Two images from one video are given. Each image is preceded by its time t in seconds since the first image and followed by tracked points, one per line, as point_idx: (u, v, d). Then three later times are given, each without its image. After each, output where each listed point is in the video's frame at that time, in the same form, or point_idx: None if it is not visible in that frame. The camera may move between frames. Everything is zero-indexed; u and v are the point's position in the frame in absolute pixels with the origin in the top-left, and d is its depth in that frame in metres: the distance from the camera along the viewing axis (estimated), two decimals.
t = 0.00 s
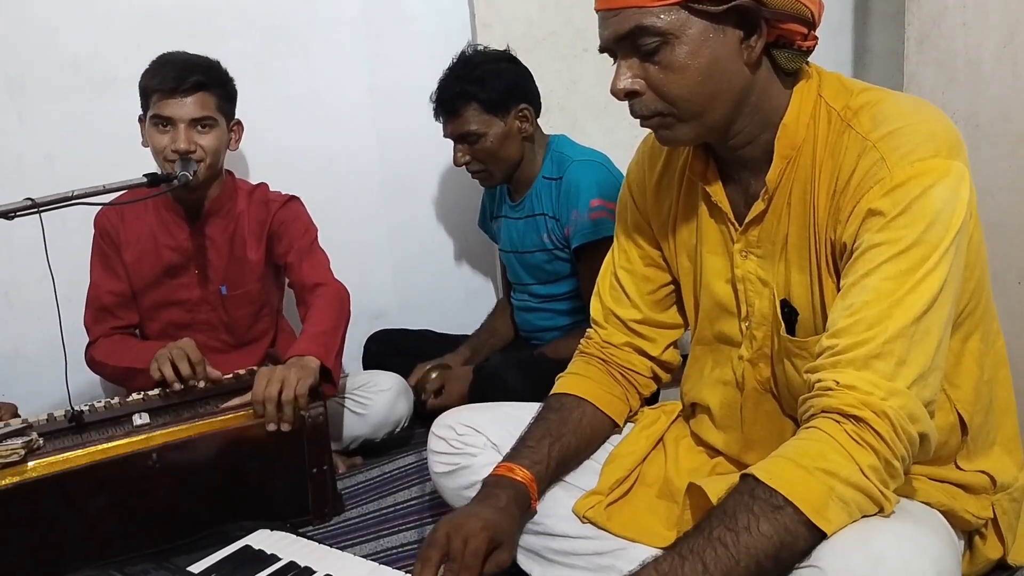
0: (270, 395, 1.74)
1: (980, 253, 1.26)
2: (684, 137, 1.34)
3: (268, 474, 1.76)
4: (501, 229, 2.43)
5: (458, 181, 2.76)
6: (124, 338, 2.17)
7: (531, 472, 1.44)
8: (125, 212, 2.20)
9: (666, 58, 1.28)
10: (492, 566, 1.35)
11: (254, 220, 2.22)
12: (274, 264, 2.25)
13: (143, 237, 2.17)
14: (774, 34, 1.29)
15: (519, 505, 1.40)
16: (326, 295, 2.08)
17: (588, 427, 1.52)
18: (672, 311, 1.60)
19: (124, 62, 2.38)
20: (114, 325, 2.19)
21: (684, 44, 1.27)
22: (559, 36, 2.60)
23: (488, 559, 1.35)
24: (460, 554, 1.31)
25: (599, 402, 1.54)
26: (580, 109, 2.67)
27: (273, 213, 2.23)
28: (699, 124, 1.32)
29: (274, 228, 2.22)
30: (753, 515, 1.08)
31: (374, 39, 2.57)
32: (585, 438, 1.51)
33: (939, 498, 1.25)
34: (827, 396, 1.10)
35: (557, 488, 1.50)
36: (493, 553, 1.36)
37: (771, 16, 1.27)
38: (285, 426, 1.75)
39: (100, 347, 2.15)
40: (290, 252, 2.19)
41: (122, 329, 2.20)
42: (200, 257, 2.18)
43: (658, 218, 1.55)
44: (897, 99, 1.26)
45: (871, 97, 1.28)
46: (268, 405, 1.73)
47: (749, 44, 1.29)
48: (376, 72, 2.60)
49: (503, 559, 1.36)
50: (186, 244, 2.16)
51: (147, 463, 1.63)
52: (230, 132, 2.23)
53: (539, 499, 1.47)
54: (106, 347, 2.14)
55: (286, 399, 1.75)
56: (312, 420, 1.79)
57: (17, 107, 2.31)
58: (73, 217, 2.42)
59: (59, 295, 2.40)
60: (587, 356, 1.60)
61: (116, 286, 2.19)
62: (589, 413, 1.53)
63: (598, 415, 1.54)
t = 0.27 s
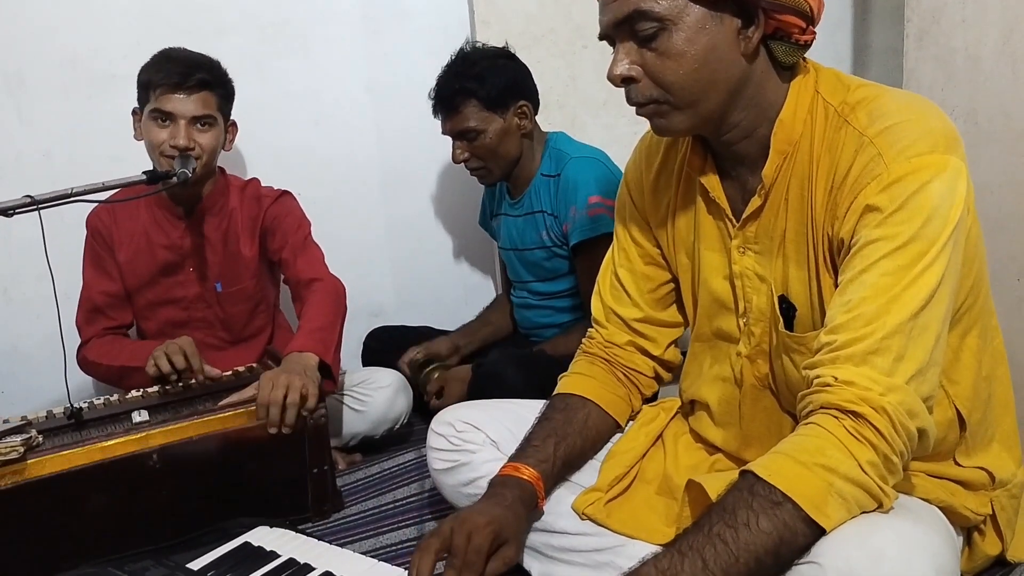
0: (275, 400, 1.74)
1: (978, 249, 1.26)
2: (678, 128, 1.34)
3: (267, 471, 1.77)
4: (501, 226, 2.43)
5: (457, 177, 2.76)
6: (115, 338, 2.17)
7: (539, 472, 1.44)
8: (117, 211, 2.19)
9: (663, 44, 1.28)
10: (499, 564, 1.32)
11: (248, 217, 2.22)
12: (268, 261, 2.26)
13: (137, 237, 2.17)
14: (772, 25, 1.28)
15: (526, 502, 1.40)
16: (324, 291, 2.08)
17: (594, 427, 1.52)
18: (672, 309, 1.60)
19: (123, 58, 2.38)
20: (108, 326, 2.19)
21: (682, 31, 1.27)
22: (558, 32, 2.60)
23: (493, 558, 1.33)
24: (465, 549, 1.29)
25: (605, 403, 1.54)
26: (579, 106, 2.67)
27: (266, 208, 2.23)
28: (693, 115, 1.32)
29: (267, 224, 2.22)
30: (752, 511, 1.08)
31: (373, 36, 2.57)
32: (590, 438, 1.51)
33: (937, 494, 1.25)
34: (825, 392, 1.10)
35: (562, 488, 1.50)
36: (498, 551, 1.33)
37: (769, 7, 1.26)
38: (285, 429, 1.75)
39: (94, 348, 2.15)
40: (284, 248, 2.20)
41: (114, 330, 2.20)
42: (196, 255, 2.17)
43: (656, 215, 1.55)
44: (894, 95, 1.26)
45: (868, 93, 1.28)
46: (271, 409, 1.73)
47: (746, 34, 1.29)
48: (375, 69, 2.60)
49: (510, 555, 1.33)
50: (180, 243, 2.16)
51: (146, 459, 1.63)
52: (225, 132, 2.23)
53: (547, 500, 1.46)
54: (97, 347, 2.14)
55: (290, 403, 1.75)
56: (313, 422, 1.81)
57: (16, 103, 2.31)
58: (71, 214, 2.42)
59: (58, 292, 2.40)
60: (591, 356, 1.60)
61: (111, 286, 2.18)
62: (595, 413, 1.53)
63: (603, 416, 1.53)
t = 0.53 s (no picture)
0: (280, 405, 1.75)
1: (977, 246, 1.26)
2: (674, 125, 1.34)
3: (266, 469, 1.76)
4: (500, 224, 2.43)
5: (457, 175, 2.75)
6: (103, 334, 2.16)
7: (538, 471, 1.43)
8: (117, 208, 2.19)
9: (657, 43, 1.28)
10: (499, 563, 1.32)
11: (249, 215, 2.22)
12: (269, 259, 2.26)
13: (137, 235, 2.17)
14: (766, 23, 1.27)
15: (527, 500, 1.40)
16: (319, 289, 2.08)
17: (595, 427, 1.52)
18: (672, 308, 1.60)
19: (122, 56, 2.38)
20: (91, 320, 2.18)
21: (675, 29, 1.27)
22: (557, 30, 2.59)
23: (494, 557, 1.32)
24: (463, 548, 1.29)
25: (605, 401, 1.54)
26: (579, 104, 2.67)
27: (266, 206, 2.23)
28: (688, 113, 1.32)
29: (268, 222, 2.22)
30: (751, 508, 1.08)
31: (373, 34, 2.57)
32: (591, 436, 1.51)
33: (936, 491, 1.25)
34: (824, 389, 1.10)
35: (563, 487, 1.50)
36: (499, 550, 1.33)
37: (762, 5, 1.25)
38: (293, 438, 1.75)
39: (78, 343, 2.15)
40: (283, 245, 2.19)
41: (101, 326, 2.19)
42: (196, 253, 2.18)
43: (655, 214, 1.55)
44: (892, 93, 1.26)
45: (867, 91, 1.28)
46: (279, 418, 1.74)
47: (740, 32, 1.29)
48: (374, 67, 2.60)
49: (511, 554, 1.32)
50: (181, 240, 2.16)
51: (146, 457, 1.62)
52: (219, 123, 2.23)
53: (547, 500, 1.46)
54: (84, 341, 2.14)
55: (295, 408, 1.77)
56: (320, 430, 1.82)
57: (14, 101, 2.31)
58: (71, 212, 2.42)
59: (56, 290, 2.40)
60: (592, 355, 1.60)
61: (102, 283, 2.19)
62: (596, 413, 1.53)
63: (604, 416, 1.53)
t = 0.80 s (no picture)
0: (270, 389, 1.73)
1: (977, 244, 1.26)
2: (676, 125, 1.34)
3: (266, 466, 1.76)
4: (501, 222, 2.43)
5: (456, 173, 2.75)
6: (99, 335, 2.18)
7: (534, 456, 1.45)
8: (121, 202, 2.19)
9: (658, 44, 1.28)
10: (493, 548, 1.33)
11: (251, 211, 2.21)
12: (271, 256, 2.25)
13: (139, 228, 2.17)
14: (767, 22, 1.27)
15: (525, 488, 1.41)
16: (322, 287, 2.08)
17: (595, 420, 1.52)
18: (673, 306, 1.60)
19: (120, 54, 2.37)
20: (87, 315, 2.19)
21: (676, 30, 1.27)
22: (557, 27, 2.59)
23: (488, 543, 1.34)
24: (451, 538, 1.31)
25: (607, 395, 1.54)
26: (578, 101, 2.67)
27: (273, 204, 2.23)
28: (690, 113, 1.32)
29: (272, 219, 2.22)
30: (750, 505, 1.08)
31: (372, 31, 2.57)
32: (591, 429, 1.52)
33: (935, 488, 1.25)
34: (824, 387, 1.10)
35: (558, 481, 1.50)
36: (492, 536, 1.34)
37: (763, 4, 1.25)
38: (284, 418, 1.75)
39: (72, 339, 2.17)
40: (288, 242, 2.20)
41: (95, 321, 2.21)
42: (197, 249, 2.18)
43: (655, 212, 1.55)
44: (892, 91, 1.26)
45: (867, 88, 1.28)
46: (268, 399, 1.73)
47: (742, 31, 1.28)
48: (373, 64, 2.60)
49: (503, 536, 1.34)
50: (184, 235, 2.16)
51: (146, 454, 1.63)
52: (224, 118, 2.23)
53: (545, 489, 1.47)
54: (77, 337, 2.17)
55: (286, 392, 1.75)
56: (309, 411, 1.80)
57: (13, 98, 2.30)
58: (70, 210, 2.42)
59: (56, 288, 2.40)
60: (594, 352, 1.60)
61: (98, 277, 2.19)
62: (596, 405, 1.53)
63: (605, 409, 1.53)
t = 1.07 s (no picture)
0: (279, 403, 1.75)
1: (977, 241, 1.26)
2: (678, 124, 1.34)
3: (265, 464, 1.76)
4: (500, 219, 2.43)
5: (456, 170, 2.75)
6: (100, 329, 2.18)
7: (519, 440, 1.46)
8: (117, 200, 2.19)
9: (661, 42, 1.28)
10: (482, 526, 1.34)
11: (250, 207, 2.21)
12: (269, 254, 2.24)
13: (137, 225, 2.16)
14: (769, 20, 1.27)
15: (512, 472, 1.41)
16: (318, 282, 2.08)
17: (587, 410, 1.52)
18: (672, 303, 1.59)
19: (119, 51, 2.37)
20: (86, 312, 2.20)
21: (679, 29, 1.27)
22: (556, 24, 2.59)
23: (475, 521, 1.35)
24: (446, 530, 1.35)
25: (602, 387, 1.54)
26: (578, 98, 2.66)
27: (268, 199, 2.22)
28: (693, 112, 1.32)
29: (268, 215, 2.21)
30: (749, 503, 1.08)
31: (371, 28, 2.56)
32: (582, 419, 1.51)
33: (935, 486, 1.25)
34: (824, 384, 1.10)
35: (552, 474, 1.50)
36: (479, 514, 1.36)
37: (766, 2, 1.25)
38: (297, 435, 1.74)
39: (72, 337, 2.17)
40: (284, 238, 2.19)
41: (95, 317, 2.21)
42: (195, 247, 2.17)
43: (655, 210, 1.55)
44: (892, 88, 1.26)
45: (867, 86, 1.28)
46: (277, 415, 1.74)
47: (744, 30, 1.28)
48: (373, 61, 2.59)
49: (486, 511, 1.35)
50: (181, 233, 2.16)
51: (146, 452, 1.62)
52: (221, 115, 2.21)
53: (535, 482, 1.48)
54: (78, 333, 2.17)
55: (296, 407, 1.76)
56: (320, 430, 1.81)
57: (11, 95, 2.30)
58: (69, 207, 2.42)
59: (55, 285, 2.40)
60: (592, 347, 1.60)
61: (95, 274, 2.20)
62: (588, 396, 1.53)
63: (598, 399, 1.54)
